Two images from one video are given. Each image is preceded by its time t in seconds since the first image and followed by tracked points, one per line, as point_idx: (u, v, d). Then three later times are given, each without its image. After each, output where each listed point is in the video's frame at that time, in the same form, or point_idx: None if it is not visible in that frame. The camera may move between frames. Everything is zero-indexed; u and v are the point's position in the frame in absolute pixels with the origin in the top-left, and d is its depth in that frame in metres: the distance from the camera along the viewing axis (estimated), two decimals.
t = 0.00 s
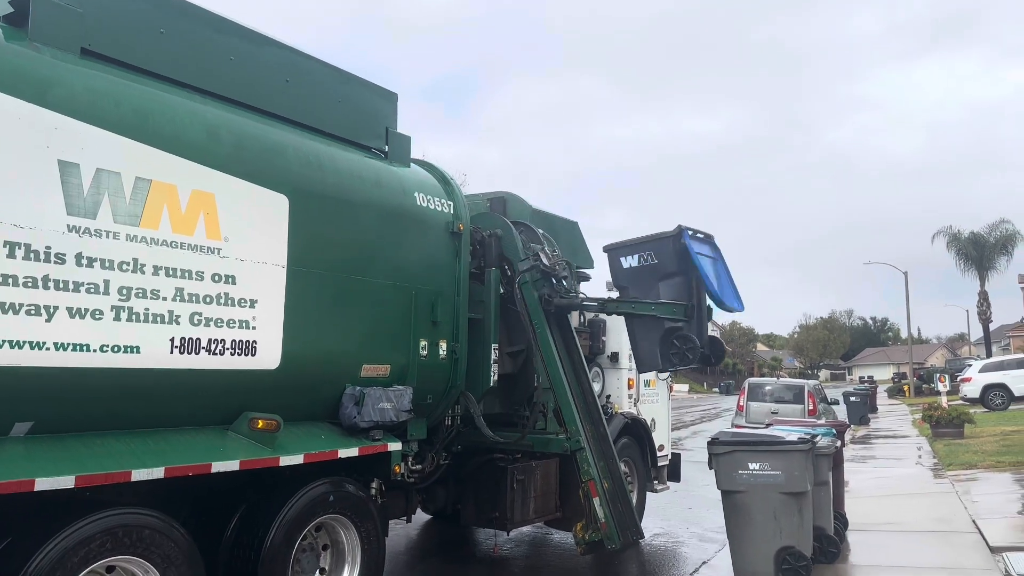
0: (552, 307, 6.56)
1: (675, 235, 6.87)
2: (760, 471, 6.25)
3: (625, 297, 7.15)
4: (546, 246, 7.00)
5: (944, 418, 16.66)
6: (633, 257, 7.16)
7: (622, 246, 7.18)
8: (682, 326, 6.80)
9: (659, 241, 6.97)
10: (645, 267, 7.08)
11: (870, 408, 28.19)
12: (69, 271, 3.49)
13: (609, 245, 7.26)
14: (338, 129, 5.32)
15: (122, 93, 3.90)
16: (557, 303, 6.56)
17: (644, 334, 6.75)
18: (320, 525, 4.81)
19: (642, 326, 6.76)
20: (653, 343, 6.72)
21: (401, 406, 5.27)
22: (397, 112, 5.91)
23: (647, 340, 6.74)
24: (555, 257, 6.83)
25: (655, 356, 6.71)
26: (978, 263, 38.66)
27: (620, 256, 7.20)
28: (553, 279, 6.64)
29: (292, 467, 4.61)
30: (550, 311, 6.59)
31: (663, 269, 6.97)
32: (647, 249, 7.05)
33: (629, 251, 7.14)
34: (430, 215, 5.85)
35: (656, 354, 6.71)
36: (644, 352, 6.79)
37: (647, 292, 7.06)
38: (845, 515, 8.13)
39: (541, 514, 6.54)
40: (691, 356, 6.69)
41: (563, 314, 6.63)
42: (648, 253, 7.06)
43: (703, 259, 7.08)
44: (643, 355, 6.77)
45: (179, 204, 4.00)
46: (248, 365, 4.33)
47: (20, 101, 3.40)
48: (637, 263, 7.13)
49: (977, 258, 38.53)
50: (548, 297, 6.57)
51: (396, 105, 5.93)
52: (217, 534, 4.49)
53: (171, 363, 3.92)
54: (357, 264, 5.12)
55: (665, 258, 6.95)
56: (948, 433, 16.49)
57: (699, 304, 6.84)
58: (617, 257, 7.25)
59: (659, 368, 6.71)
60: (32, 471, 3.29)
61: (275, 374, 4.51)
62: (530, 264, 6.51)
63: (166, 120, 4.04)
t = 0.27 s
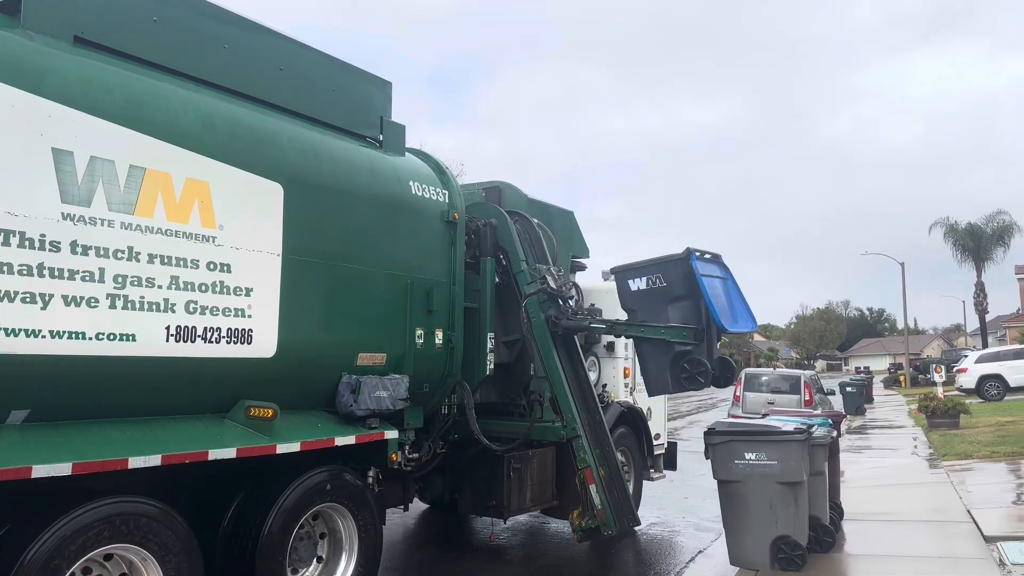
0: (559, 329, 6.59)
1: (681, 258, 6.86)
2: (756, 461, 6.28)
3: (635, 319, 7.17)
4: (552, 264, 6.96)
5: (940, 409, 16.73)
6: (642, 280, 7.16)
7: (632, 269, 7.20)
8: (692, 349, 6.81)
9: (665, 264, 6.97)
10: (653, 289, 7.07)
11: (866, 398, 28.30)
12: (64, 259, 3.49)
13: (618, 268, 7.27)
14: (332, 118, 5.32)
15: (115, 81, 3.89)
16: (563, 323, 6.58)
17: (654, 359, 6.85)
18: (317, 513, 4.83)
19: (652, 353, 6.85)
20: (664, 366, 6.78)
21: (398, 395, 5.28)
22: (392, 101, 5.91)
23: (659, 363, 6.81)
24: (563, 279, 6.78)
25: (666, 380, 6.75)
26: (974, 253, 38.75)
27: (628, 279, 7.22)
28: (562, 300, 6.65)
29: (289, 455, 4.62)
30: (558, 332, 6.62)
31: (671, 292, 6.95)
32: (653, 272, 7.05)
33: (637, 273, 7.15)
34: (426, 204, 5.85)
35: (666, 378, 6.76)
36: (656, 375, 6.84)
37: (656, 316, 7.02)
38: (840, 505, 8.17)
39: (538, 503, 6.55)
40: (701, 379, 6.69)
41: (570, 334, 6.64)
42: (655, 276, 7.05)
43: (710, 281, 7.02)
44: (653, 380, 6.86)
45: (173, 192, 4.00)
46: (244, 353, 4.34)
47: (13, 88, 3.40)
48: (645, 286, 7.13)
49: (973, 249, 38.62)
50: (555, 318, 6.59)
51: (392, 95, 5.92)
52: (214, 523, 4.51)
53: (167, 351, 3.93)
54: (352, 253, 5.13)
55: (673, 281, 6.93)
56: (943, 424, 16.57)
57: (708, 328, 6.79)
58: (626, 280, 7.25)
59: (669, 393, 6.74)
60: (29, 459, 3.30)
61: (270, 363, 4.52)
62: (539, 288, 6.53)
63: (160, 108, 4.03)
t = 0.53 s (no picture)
0: (570, 355, 6.48)
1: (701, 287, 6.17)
2: (753, 449, 6.29)
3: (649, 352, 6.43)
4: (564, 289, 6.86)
5: (937, 398, 16.78)
6: (656, 309, 6.45)
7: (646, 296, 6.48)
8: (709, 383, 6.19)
9: (683, 292, 6.27)
10: (669, 319, 6.37)
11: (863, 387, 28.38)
12: (65, 249, 3.48)
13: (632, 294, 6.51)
14: (333, 106, 5.28)
15: (115, 69, 3.85)
16: (574, 349, 6.47)
17: (668, 392, 6.33)
18: (316, 502, 4.84)
19: (665, 386, 6.33)
20: (678, 400, 6.27)
21: (397, 384, 5.29)
22: (393, 90, 5.87)
23: (672, 396, 6.30)
24: (574, 305, 6.73)
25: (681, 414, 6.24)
26: (973, 243, 38.75)
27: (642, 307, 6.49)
28: (575, 327, 6.57)
29: (289, 445, 4.64)
30: (569, 358, 6.53)
31: (688, 323, 6.28)
32: (670, 300, 6.34)
33: (653, 301, 6.43)
34: (427, 193, 5.83)
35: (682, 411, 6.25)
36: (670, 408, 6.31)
37: (671, 348, 6.34)
38: (837, 493, 8.21)
39: (536, 491, 6.59)
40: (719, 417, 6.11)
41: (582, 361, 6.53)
42: (672, 305, 6.34)
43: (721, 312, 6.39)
44: (667, 414, 6.33)
45: (174, 182, 3.98)
46: (244, 343, 4.33)
47: (13, 77, 3.37)
48: (660, 316, 6.41)
49: (972, 238, 38.61)
50: (566, 344, 6.49)
51: (392, 83, 5.88)
52: (214, 511, 4.52)
53: (168, 341, 3.92)
54: (353, 244, 5.11)
55: (690, 311, 6.26)
56: (940, 413, 16.64)
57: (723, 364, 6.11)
58: (639, 309, 6.53)
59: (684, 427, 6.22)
60: (29, 448, 3.30)
61: (270, 353, 4.51)
62: (552, 315, 6.48)
63: (160, 97, 4.01)
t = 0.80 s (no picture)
0: (580, 380, 6.40)
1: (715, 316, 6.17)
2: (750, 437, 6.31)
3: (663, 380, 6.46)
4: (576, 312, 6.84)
5: (934, 387, 16.84)
6: (670, 337, 6.45)
7: (661, 325, 6.48)
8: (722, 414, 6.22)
9: (697, 322, 6.29)
10: (683, 349, 6.38)
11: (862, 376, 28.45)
12: (62, 237, 3.48)
13: (646, 322, 6.52)
14: (330, 95, 5.26)
15: (112, 57, 3.83)
16: (585, 375, 6.38)
17: (680, 421, 6.33)
18: (315, 490, 4.86)
19: (677, 414, 6.34)
20: (691, 429, 6.26)
21: (396, 373, 5.30)
22: (391, 78, 5.84)
23: (686, 425, 6.29)
24: (585, 331, 6.71)
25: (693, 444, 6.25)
26: (972, 233, 38.75)
27: (656, 334, 6.49)
28: (586, 353, 6.50)
29: (288, 433, 4.66)
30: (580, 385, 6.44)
31: (703, 353, 6.30)
32: (684, 330, 6.35)
33: (666, 329, 6.43)
34: (425, 182, 5.82)
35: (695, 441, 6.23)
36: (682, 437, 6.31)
37: (685, 377, 6.37)
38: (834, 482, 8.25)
39: (534, 480, 6.62)
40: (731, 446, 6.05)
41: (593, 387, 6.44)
42: (686, 335, 6.35)
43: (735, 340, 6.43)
44: (679, 442, 6.34)
45: (172, 170, 3.97)
46: (243, 332, 4.33)
47: (10, 65, 3.35)
48: (674, 344, 6.42)
49: (971, 228, 38.62)
50: (577, 369, 6.41)
51: (390, 72, 5.86)
52: (213, 500, 4.54)
53: (166, 330, 3.93)
54: (351, 232, 5.10)
55: (704, 341, 6.27)
56: (937, 402, 16.70)
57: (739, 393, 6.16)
58: (653, 335, 6.53)
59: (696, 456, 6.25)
60: (29, 437, 3.31)
61: (269, 342, 4.52)
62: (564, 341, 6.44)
63: (157, 85, 3.99)
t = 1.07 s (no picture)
0: (591, 409, 6.27)
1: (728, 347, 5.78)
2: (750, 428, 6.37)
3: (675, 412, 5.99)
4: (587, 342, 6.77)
5: (933, 378, 16.87)
6: (682, 366, 5.99)
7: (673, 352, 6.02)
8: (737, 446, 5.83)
9: (711, 352, 5.83)
10: (695, 378, 5.92)
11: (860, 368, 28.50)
12: (60, 228, 3.48)
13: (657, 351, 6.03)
14: (328, 85, 5.26)
15: (109, 47, 3.83)
16: (596, 404, 6.27)
17: (692, 453, 5.93)
18: (315, 481, 4.88)
19: (689, 446, 5.92)
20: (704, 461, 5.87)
21: (394, 364, 5.31)
22: (388, 69, 5.84)
23: (698, 458, 5.90)
24: (597, 362, 6.63)
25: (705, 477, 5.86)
26: (970, 224, 38.77)
27: (668, 364, 6.02)
28: (597, 382, 6.43)
29: (287, 423, 4.68)
30: (590, 415, 6.32)
31: (715, 383, 5.85)
32: (696, 359, 5.89)
33: (678, 359, 5.97)
34: (422, 173, 5.83)
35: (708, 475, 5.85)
36: (695, 471, 5.91)
37: (697, 409, 5.92)
38: (832, 473, 8.29)
39: (532, 470, 6.65)
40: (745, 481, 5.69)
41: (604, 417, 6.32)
42: (698, 365, 5.89)
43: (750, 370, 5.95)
44: (691, 476, 5.92)
45: (169, 161, 3.97)
46: (241, 323, 4.34)
47: (6, 56, 3.35)
48: (686, 375, 5.96)
49: (970, 220, 38.63)
50: (588, 398, 6.31)
51: (387, 62, 5.85)
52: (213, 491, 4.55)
53: (165, 320, 3.94)
54: (349, 224, 5.11)
55: (718, 371, 5.83)
56: (935, 393, 16.74)
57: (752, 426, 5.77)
58: (663, 364, 6.05)
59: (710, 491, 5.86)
60: (29, 427, 3.32)
61: (267, 333, 4.53)
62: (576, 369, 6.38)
63: (155, 75, 3.99)
